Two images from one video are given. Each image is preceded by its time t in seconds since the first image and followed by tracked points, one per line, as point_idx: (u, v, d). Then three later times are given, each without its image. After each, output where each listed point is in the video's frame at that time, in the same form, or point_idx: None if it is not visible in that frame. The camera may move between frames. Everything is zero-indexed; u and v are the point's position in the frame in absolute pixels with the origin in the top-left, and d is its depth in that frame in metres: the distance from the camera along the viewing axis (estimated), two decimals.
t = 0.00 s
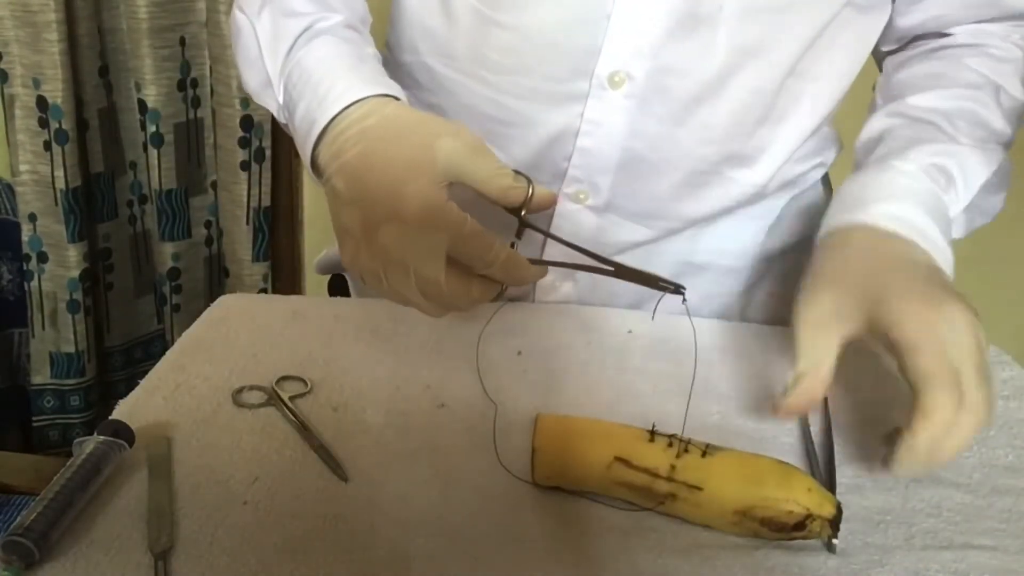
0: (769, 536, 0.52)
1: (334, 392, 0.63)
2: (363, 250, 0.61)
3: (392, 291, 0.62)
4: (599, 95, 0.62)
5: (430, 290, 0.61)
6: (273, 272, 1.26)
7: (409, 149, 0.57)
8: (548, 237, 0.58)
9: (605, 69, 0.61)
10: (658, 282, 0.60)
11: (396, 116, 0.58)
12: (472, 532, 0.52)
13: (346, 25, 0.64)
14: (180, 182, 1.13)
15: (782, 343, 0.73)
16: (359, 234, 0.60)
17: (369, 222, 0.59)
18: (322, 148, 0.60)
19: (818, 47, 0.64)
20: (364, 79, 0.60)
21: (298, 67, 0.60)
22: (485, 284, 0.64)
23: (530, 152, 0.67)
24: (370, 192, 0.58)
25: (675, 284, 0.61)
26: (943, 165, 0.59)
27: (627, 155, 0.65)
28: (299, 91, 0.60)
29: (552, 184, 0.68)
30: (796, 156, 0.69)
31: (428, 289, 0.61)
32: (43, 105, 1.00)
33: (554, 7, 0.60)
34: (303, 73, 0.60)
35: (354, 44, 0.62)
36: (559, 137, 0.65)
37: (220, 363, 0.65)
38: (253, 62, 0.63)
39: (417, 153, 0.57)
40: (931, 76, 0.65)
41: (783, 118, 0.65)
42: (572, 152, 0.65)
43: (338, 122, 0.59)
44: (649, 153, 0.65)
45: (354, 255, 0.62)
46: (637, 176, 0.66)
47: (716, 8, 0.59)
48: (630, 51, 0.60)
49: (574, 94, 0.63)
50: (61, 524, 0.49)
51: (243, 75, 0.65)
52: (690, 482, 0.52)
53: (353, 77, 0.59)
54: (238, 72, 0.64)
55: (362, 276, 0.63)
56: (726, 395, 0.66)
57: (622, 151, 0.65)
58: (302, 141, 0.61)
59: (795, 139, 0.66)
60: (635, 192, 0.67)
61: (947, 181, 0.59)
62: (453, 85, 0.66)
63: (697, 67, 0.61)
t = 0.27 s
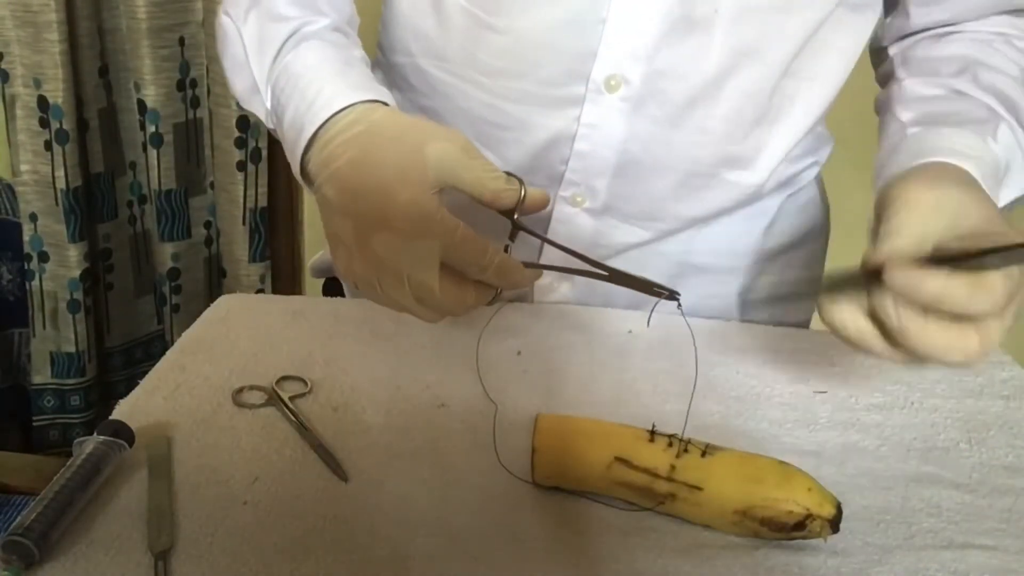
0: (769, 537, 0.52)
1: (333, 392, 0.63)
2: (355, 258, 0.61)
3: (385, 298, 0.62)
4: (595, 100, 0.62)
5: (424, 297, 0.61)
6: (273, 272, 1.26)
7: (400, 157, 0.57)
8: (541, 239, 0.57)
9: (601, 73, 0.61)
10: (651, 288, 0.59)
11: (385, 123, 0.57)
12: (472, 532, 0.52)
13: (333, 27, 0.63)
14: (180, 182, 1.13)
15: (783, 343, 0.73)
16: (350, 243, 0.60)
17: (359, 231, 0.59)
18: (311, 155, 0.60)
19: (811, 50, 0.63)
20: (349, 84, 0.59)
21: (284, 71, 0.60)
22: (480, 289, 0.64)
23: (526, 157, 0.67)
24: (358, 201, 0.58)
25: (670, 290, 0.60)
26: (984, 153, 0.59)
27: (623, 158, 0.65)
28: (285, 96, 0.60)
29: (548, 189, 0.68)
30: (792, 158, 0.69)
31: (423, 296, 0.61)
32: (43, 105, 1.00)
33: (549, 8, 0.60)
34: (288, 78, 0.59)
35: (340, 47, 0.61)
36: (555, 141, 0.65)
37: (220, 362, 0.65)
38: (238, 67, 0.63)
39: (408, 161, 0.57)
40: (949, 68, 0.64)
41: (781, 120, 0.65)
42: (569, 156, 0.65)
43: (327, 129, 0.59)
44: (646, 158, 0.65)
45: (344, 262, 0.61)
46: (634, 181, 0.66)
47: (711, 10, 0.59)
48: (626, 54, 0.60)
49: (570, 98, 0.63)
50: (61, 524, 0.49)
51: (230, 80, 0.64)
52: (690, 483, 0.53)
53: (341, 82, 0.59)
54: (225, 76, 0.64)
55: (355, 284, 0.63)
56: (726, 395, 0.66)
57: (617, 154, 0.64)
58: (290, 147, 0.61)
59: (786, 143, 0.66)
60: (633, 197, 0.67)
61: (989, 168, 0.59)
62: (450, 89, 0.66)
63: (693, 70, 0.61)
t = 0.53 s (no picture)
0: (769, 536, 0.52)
1: (333, 392, 0.63)
2: (359, 255, 0.61)
3: (389, 294, 0.63)
4: (590, 102, 0.62)
5: (428, 294, 0.62)
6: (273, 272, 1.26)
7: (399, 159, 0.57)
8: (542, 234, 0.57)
9: (596, 75, 0.61)
10: (657, 279, 0.57)
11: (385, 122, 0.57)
12: (472, 532, 0.52)
13: (331, 26, 0.63)
14: (179, 182, 1.13)
15: (782, 343, 0.73)
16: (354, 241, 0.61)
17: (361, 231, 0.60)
18: (310, 153, 0.59)
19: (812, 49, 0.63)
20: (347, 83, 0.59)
21: (285, 69, 0.60)
22: (483, 283, 0.65)
23: (523, 157, 0.67)
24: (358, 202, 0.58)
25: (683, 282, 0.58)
26: (954, 162, 0.58)
27: (619, 160, 0.65)
28: (285, 93, 0.60)
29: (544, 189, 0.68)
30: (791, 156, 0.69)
31: (427, 293, 0.62)
32: (43, 105, 1.00)
33: (545, 9, 0.60)
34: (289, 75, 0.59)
35: (340, 45, 0.61)
36: (552, 142, 0.65)
37: (219, 363, 0.65)
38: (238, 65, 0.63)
39: (407, 163, 0.57)
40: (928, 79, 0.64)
41: (780, 119, 0.65)
42: (565, 157, 0.66)
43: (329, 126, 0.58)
44: (642, 158, 0.65)
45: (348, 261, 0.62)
46: (630, 181, 0.67)
47: (708, 12, 0.59)
48: (622, 56, 0.60)
49: (566, 99, 0.63)
50: (61, 524, 0.49)
51: (229, 79, 0.64)
52: (690, 482, 0.53)
53: (340, 79, 0.58)
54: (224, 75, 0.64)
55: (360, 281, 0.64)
56: (726, 395, 0.66)
57: (614, 155, 0.65)
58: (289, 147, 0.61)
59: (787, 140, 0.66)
60: (630, 197, 0.67)
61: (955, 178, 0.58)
62: (447, 92, 0.65)
63: (690, 70, 0.61)
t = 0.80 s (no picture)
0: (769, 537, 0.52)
1: (333, 392, 0.63)
2: (359, 256, 0.61)
3: (390, 294, 0.63)
4: (588, 103, 0.62)
5: (427, 293, 0.62)
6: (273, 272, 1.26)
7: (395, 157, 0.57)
8: (542, 230, 0.57)
9: (592, 76, 0.61)
10: (658, 274, 0.56)
11: (380, 120, 0.57)
12: (472, 532, 0.52)
13: (327, 26, 0.63)
14: (179, 182, 1.13)
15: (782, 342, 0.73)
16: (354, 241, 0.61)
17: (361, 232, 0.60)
18: (307, 154, 0.59)
19: (809, 48, 0.63)
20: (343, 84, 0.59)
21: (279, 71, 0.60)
22: (484, 280, 0.65)
23: (521, 157, 0.67)
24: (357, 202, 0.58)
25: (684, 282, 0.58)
26: (952, 164, 0.58)
27: (617, 161, 0.65)
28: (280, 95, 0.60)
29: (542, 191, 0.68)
30: (789, 156, 0.69)
31: (426, 292, 0.62)
32: (43, 105, 1.00)
33: (540, 9, 0.60)
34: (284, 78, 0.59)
35: (335, 46, 0.61)
36: (549, 143, 0.65)
37: (218, 363, 0.65)
38: (234, 67, 0.63)
39: (403, 159, 0.57)
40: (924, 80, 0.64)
41: (780, 119, 0.65)
42: (562, 158, 0.65)
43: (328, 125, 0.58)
44: (640, 158, 0.65)
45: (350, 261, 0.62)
46: (627, 181, 0.67)
47: (704, 12, 0.59)
48: (619, 57, 0.60)
49: (563, 101, 0.63)
50: (61, 524, 0.49)
51: (225, 80, 0.64)
52: (691, 483, 0.53)
53: (335, 80, 0.59)
54: (219, 76, 0.64)
55: (360, 281, 0.64)
56: (726, 395, 0.66)
57: (612, 155, 0.65)
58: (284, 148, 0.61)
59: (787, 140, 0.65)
60: (627, 197, 0.68)
61: (952, 181, 0.58)
62: (444, 93, 0.65)
63: (688, 71, 0.61)
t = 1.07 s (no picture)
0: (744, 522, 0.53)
1: (333, 393, 0.63)
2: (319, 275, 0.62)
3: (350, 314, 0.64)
4: (610, 90, 0.67)
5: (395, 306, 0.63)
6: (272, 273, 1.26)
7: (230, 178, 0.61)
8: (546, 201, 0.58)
9: (613, 63, 0.66)
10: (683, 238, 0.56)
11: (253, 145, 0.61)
12: (472, 532, 0.52)
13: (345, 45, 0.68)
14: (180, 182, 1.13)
15: (783, 342, 0.73)
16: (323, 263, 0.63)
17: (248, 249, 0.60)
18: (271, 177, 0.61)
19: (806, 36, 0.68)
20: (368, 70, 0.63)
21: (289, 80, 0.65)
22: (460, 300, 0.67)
23: (548, 148, 0.69)
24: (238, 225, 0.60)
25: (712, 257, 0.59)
26: (927, 207, 0.64)
27: (645, 146, 0.69)
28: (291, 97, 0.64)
29: (571, 182, 0.71)
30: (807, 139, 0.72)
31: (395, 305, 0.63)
32: (43, 105, 1.00)
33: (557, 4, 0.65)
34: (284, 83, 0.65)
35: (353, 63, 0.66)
36: (575, 134, 0.69)
37: (218, 367, 0.65)
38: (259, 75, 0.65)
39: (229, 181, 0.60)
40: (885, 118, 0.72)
41: (789, 100, 0.69)
42: (589, 148, 0.69)
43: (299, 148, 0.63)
44: (668, 140, 0.69)
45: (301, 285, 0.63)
46: (654, 164, 0.70)
47: None
48: (636, 45, 0.65)
49: (584, 91, 0.67)
50: (61, 524, 0.49)
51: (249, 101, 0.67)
52: (659, 477, 0.53)
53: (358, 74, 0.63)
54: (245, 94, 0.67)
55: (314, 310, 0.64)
56: (727, 394, 0.66)
57: (638, 143, 0.69)
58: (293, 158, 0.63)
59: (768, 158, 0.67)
60: (654, 177, 0.71)
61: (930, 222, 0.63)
62: (471, 92, 0.69)
63: (700, 52, 0.66)
